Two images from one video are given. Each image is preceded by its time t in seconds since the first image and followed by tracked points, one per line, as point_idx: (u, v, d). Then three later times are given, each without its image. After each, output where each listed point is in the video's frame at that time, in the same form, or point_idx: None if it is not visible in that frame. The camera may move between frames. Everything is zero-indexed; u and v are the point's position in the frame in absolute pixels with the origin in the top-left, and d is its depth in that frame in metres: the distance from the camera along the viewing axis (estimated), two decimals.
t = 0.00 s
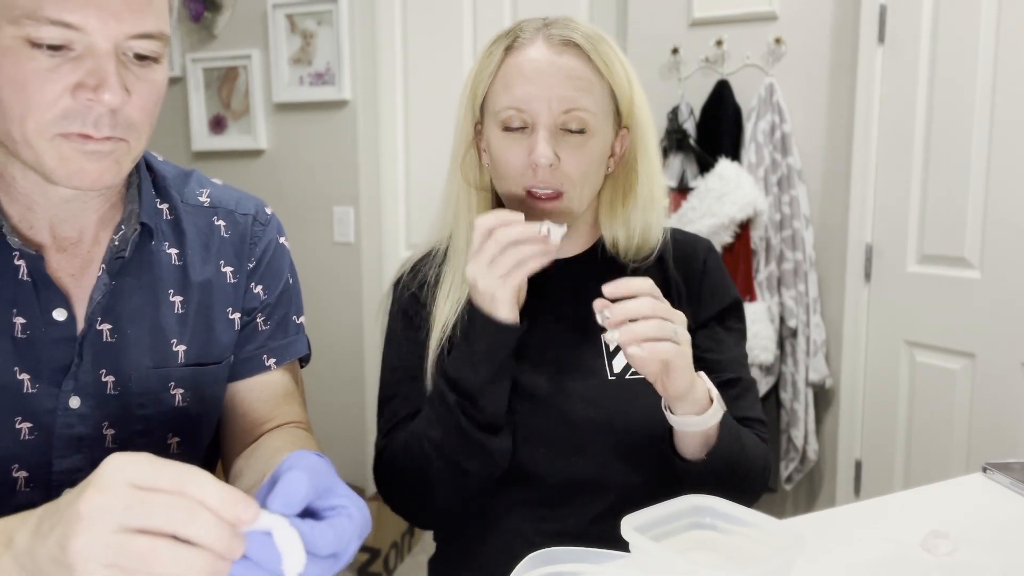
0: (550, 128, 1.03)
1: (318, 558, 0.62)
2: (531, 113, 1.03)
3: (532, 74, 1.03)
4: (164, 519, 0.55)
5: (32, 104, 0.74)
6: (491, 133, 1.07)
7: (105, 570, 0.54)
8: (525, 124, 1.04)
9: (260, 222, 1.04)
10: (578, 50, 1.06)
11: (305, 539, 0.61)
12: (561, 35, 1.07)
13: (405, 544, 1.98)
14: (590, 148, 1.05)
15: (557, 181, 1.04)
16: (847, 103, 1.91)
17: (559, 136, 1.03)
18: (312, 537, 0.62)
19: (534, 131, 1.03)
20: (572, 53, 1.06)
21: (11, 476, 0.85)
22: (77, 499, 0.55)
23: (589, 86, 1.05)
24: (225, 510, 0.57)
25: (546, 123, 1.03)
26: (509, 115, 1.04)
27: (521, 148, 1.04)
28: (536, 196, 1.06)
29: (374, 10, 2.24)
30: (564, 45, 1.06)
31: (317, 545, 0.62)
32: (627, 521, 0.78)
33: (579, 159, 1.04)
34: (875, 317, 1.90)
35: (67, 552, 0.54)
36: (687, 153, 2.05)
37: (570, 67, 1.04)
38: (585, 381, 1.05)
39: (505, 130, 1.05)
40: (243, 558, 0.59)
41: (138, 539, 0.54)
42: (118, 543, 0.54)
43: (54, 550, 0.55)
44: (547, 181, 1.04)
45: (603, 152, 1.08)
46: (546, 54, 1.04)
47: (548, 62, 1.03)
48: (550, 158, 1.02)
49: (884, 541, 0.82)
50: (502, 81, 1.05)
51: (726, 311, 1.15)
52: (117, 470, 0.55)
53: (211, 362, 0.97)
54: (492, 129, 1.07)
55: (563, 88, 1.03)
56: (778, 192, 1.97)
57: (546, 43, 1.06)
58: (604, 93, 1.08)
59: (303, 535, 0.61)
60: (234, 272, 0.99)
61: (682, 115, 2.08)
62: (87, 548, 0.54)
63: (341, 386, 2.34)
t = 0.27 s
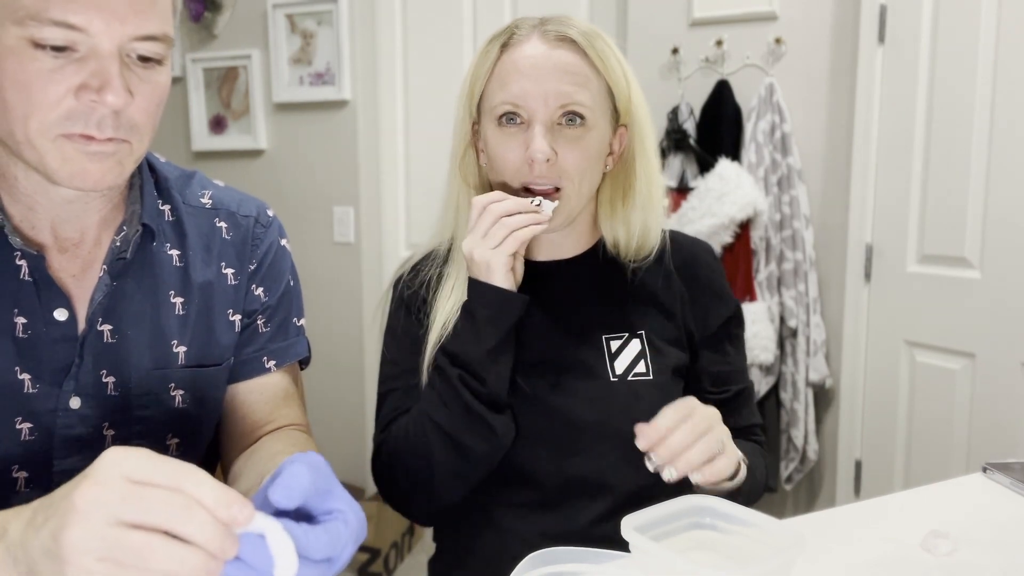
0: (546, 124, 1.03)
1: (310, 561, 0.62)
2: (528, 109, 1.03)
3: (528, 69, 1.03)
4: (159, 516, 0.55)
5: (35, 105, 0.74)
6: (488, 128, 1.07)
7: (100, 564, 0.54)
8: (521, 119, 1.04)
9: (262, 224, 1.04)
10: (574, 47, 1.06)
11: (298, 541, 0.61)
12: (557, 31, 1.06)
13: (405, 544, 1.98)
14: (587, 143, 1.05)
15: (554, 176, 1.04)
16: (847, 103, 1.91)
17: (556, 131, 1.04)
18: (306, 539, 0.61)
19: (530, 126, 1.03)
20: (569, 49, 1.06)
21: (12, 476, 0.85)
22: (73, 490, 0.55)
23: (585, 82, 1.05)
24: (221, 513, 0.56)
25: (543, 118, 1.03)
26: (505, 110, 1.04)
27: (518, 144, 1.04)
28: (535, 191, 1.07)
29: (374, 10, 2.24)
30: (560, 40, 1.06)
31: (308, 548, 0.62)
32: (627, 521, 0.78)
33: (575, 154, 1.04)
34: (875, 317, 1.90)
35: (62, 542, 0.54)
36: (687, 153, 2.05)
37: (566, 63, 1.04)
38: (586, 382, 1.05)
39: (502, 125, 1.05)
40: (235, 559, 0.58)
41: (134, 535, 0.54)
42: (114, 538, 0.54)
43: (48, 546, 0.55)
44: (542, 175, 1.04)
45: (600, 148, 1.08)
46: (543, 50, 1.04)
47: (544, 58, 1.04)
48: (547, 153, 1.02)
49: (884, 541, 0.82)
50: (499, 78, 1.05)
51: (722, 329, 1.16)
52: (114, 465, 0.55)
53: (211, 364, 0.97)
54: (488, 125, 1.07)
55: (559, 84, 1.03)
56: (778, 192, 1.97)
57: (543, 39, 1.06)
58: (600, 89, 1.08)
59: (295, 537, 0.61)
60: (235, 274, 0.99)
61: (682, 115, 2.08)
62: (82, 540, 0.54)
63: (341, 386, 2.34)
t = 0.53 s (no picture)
0: (544, 127, 1.03)
1: (307, 563, 0.62)
2: (525, 112, 1.03)
3: (525, 73, 1.03)
4: (160, 511, 0.55)
5: (38, 106, 0.74)
6: (486, 132, 1.07)
7: (98, 557, 0.54)
8: (518, 122, 1.04)
9: (263, 226, 1.04)
10: (571, 48, 1.06)
11: (296, 543, 0.61)
12: (554, 33, 1.06)
13: (405, 544, 1.98)
14: (586, 146, 1.05)
15: (552, 179, 1.05)
16: (847, 102, 1.91)
17: (553, 134, 1.04)
18: (304, 542, 0.62)
19: (528, 129, 1.04)
20: (566, 50, 1.06)
21: (12, 476, 0.85)
22: (73, 485, 0.54)
23: (582, 84, 1.05)
24: (222, 511, 0.56)
25: (540, 121, 1.03)
26: (503, 114, 1.04)
27: (515, 147, 1.04)
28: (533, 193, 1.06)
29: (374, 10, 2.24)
30: (558, 42, 1.06)
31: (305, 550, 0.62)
32: (627, 521, 0.78)
33: (574, 156, 1.04)
34: (875, 317, 1.90)
35: (60, 536, 0.54)
36: (687, 153, 2.05)
37: (563, 65, 1.04)
38: (588, 384, 1.04)
39: (499, 129, 1.05)
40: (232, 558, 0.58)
41: (134, 528, 0.54)
42: (114, 530, 0.54)
43: (48, 547, 0.55)
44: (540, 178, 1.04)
45: (599, 149, 1.08)
46: (540, 52, 1.04)
47: (541, 61, 1.04)
48: (543, 156, 1.02)
49: (884, 541, 0.82)
50: (495, 81, 1.05)
51: (723, 337, 1.17)
52: (116, 460, 0.55)
53: (211, 365, 0.97)
54: (486, 129, 1.07)
55: (556, 86, 1.03)
56: (778, 192, 1.97)
57: (540, 41, 1.05)
58: (598, 90, 1.08)
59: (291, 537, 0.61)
60: (236, 276, 0.99)
61: (682, 115, 2.09)
62: (82, 532, 0.53)
63: (341, 386, 2.34)
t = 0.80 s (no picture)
0: (545, 126, 1.03)
1: (307, 561, 0.62)
2: (526, 111, 1.03)
3: (526, 71, 1.03)
4: (161, 507, 0.55)
5: (40, 108, 0.74)
6: (486, 130, 1.07)
7: (102, 553, 0.53)
8: (519, 121, 1.04)
9: (263, 227, 1.04)
10: (573, 48, 1.06)
11: (297, 540, 0.61)
12: (555, 32, 1.06)
13: (405, 544, 1.98)
14: (586, 145, 1.05)
15: (552, 178, 1.05)
16: (847, 102, 1.91)
17: (554, 133, 1.04)
18: (305, 539, 0.62)
19: (529, 128, 1.04)
20: (568, 50, 1.06)
21: (13, 477, 0.86)
22: (74, 481, 0.55)
23: (583, 83, 1.05)
24: (225, 508, 0.57)
25: (541, 120, 1.03)
26: (503, 113, 1.05)
27: (516, 146, 1.05)
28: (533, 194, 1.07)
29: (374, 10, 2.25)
30: (559, 41, 1.06)
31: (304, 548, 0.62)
32: (627, 521, 0.78)
33: (574, 155, 1.04)
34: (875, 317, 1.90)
35: (63, 533, 0.53)
36: (687, 153, 2.05)
37: (564, 64, 1.04)
38: (588, 386, 1.04)
39: (500, 128, 1.05)
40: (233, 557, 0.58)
41: (137, 523, 0.54)
42: (115, 526, 0.54)
43: (50, 548, 0.55)
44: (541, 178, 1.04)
45: (600, 149, 1.08)
46: (540, 51, 1.04)
47: (542, 59, 1.04)
48: (544, 155, 1.02)
49: (884, 541, 0.82)
50: (497, 79, 1.05)
51: (724, 337, 1.17)
52: (118, 456, 0.55)
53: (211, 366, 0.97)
54: (487, 127, 1.07)
55: (557, 85, 1.03)
56: (778, 192, 1.97)
57: (541, 40, 1.05)
58: (599, 90, 1.08)
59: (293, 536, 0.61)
60: (236, 277, 0.99)
61: (682, 115, 2.09)
62: (83, 529, 0.53)
63: (341, 386, 2.34)
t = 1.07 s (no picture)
0: (541, 129, 1.03)
1: (313, 554, 0.61)
2: (522, 114, 1.03)
3: (523, 74, 1.03)
4: (166, 497, 0.55)
5: (41, 109, 0.74)
6: (484, 133, 1.08)
7: (110, 548, 0.54)
8: (516, 124, 1.04)
9: (263, 227, 1.04)
10: (570, 50, 1.06)
11: (302, 531, 0.61)
12: (553, 34, 1.06)
13: (405, 544, 1.98)
14: (583, 148, 1.06)
15: (549, 179, 1.05)
16: (847, 102, 1.92)
17: (551, 136, 1.04)
18: (311, 529, 0.61)
19: (525, 131, 1.04)
20: (565, 52, 1.06)
21: (13, 477, 0.86)
22: (78, 480, 0.55)
23: (580, 86, 1.05)
24: (227, 494, 0.57)
25: (537, 123, 1.03)
26: (500, 116, 1.05)
27: (513, 148, 1.05)
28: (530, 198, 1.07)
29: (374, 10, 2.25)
30: (556, 43, 1.06)
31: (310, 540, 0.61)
32: (627, 521, 0.78)
33: (571, 158, 1.05)
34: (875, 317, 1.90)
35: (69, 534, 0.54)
36: (687, 153, 2.05)
37: (561, 66, 1.04)
38: (589, 386, 1.04)
39: (497, 131, 1.06)
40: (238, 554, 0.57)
41: (142, 514, 0.55)
42: (121, 518, 0.54)
43: (51, 548, 0.55)
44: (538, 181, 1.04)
45: (597, 151, 1.08)
46: (538, 53, 1.04)
47: (540, 61, 1.03)
48: (541, 157, 1.03)
49: (884, 541, 0.82)
50: (494, 82, 1.05)
51: (725, 336, 1.17)
52: (115, 453, 0.56)
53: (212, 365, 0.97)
54: (484, 129, 1.07)
55: (554, 88, 1.03)
56: (778, 192, 1.97)
57: (538, 43, 1.05)
58: (596, 92, 1.08)
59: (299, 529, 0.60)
60: (236, 277, 0.99)
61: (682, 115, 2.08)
62: (88, 526, 0.54)
63: (341, 385, 2.34)
